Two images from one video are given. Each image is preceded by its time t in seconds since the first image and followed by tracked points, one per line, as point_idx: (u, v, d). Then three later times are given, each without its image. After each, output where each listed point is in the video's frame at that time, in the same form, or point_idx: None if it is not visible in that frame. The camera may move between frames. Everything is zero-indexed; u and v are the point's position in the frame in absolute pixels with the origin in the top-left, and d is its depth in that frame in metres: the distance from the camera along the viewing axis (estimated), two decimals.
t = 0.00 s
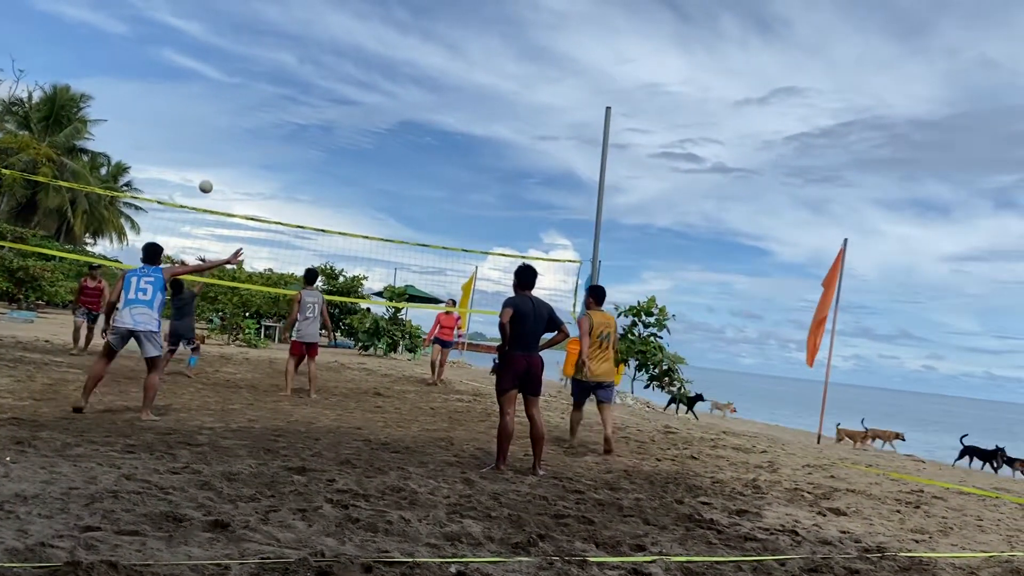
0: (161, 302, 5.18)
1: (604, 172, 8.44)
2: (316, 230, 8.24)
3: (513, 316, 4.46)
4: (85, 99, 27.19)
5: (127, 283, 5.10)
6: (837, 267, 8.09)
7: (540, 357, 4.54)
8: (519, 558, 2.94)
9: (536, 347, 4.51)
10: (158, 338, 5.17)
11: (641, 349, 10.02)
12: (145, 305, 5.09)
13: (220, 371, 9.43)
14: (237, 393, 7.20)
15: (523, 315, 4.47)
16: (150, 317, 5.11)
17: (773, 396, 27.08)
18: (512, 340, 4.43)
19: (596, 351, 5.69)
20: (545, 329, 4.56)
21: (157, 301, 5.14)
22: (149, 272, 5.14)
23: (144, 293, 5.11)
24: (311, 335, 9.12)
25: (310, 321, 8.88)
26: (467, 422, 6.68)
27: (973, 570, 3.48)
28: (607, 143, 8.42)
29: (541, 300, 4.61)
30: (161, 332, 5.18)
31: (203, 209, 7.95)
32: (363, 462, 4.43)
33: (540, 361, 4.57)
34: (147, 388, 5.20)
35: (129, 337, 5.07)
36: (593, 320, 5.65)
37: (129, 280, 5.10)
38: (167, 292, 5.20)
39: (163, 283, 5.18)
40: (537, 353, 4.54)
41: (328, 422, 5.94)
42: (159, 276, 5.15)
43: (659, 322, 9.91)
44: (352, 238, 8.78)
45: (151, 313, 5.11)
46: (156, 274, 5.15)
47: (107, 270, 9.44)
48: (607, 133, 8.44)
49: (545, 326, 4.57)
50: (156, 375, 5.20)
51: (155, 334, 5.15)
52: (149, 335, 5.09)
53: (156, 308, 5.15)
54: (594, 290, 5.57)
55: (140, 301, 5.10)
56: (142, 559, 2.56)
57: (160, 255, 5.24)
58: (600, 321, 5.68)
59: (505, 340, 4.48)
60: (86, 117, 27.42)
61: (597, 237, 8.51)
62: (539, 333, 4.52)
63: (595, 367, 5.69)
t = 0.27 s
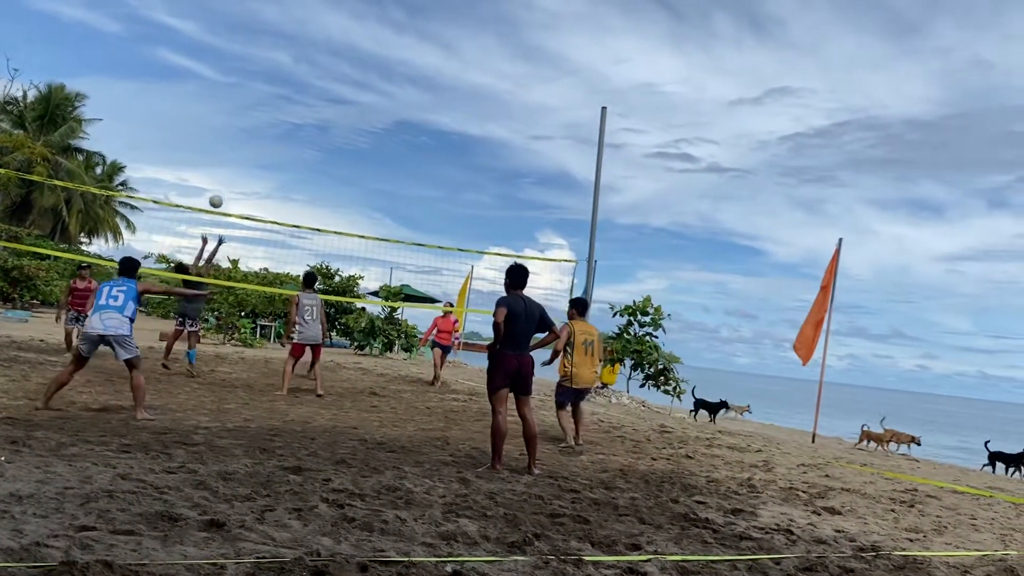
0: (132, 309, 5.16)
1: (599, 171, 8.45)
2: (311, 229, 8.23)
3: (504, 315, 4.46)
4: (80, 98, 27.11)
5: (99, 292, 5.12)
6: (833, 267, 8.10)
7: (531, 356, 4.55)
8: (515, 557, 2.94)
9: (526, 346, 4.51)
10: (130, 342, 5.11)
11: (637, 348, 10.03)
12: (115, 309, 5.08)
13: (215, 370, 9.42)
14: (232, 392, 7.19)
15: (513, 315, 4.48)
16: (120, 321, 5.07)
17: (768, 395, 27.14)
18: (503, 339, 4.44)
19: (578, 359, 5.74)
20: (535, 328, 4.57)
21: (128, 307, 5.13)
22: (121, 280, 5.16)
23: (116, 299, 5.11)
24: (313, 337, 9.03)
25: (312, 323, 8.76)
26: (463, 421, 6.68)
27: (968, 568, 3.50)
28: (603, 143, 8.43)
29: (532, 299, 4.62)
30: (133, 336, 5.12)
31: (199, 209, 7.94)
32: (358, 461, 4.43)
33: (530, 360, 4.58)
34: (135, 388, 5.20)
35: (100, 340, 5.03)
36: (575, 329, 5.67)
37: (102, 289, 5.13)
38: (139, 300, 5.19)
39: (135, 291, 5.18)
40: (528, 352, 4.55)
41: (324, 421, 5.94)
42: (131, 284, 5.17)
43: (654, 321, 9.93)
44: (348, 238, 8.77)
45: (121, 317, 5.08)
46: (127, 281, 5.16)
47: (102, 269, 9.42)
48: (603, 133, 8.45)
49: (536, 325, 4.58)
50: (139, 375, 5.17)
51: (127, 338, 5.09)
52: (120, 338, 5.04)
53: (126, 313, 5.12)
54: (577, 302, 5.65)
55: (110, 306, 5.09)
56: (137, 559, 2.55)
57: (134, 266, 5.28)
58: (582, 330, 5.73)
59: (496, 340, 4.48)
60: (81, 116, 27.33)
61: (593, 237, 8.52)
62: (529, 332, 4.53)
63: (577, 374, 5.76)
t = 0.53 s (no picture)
0: (90, 305, 5.14)
1: (596, 170, 8.45)
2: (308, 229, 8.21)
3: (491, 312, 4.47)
4: (75, 97, 27.05)
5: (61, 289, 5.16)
6: (829, 266, 8.11)
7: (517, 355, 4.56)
8: (512, 557, 2.94)
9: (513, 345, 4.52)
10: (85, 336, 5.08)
11: (633, 348, 10.04)
12: (74, 302, 5.07)
13: (211, 370, 9.40)
14: (228, 392, 7.17)
15: (499, 313, 4.49)
16: (75, 314, 5.05)
17: (764, 395, 27.18)
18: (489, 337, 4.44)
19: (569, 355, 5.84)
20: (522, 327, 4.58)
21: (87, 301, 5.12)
22: (83, 278, 5.20)
23: (74, 294, 5.12)
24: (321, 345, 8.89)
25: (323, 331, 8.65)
26: (460, 421, 6.68)
27: (964, 567, 3.50)
28: (599, 142, 8.42)
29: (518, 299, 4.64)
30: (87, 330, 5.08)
31: (196, 207, 8.01)
32: (354, 461, 4.42)
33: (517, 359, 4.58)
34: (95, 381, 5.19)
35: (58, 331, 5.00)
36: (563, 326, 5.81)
37: (64, 286, 5.17)
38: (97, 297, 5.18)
39: (95, 288, 5.19)
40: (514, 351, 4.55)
41: (320, 421, 5.94)
42: (92, 281, 5.20)
43: (651, 321, 9.93)
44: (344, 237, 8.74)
45: (77, 311, 5.06)
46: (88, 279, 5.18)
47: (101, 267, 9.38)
48: (599, 132, 8.45)
49: (522, 325, 4.59)
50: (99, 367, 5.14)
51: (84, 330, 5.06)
52: (74, 330, 5.02)
53: (83, 308, 5.10)
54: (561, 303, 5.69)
55: (67, 300, 5.08)
56: (133, 559, 2.55)
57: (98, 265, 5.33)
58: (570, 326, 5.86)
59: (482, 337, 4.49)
60: (76, 116, 27.26)
61: (589, 236, 8.52)
62: (516, 331, 4.54)
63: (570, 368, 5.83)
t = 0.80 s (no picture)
0: (59, 312, 5.16)
1: (594, 170, 8.45)
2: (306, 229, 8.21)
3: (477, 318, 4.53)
4: (73, 96, 27.01)
5: (32, 293, 5.16)
6: (826, 265, 8.12)
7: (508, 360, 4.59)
8: (510, 556, 2.95)
9: (503, 349, 4.55)
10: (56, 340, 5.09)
11: (631, 347, 10.04)
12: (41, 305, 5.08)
13: (209, 369, 9.40)
14: (226, 391, 7.17)
15: (486, 318, 4.54)
16: (44, 319, 5.04)
17: (762, 394, 27.21)
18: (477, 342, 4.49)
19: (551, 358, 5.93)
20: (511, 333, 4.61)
21: (54, 307, 5.13)
22: (55, 284, 5.23)
23: (45, 299, 5.13)
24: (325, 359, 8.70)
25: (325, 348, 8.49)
26: (458, 420, 6.68)
27: (961, 565, 3.51)
28: (597, 141, 8.42)
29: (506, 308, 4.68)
30: (54, 335, 5.07)
31: (195, 207, 7.54)
32: (352, 460, 4.42)
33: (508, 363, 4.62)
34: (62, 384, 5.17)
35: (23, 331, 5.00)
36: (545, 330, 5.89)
37: (36, 290, 5.19)
38: (68, 303, 5.20)
39: (66, 295, 5.21)
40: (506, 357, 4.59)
41: (318, 420, 5.94)
42: (63, 288, 5.22)
43: (649, 320, 9.94)
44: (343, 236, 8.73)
45: (45, 316, 5.05)
46: (60, 286, 5.21)
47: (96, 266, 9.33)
48: (597, 131, 8.45)
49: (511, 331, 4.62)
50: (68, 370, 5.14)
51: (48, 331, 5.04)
52: (40, 335, 5.00)
53: (52, 313, 5.11)
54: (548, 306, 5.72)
55: (37, 304, 5.08)
56: (131, 559, 2.55)
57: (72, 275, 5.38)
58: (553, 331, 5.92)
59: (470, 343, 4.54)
60: (74, 115, 27.22)
61: (587, 235, 8.52)
62: (505, 336, 4.57)
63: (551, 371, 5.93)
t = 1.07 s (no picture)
0: None
1: (592, 168, 8.45)
2: (304, 228, 8.20)
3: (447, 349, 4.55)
4: (71, 95, 26.96)
5: None
6: (823, 263, 8.13)
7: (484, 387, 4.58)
8: (508, 554, 2.95)
9: (478, 376, 4.55)
10: None
11: (630, 346, 10.04)
12: None
13: (208, 369, 9.40)
14: (224, 391, 7.17)
15: (455, 350, 4.57)
16: None
17: (760, 392, 27.25)
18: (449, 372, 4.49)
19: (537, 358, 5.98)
20: (483, 362, 4.62)
21: None
22: None
23: None
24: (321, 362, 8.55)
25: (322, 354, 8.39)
26: (457, 419, 6.68)
27: (959, 564, 3.52)
28: (595, 141, 8.43)
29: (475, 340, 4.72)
30: None
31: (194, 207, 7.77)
32: (351, 459, 4.42)
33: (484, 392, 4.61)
34: (19, 378, 5.17)
35: None
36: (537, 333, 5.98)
37: None
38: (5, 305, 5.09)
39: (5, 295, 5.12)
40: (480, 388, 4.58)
41: (316, 419, 5.94)
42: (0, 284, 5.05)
43: (647, 319, 9.94)
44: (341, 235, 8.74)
45: None
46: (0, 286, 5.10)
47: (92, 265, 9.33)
48: (595, 130, 8.46)
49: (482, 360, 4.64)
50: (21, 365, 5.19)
51: None
52: None
53: None
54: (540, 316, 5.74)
55: None
56: (129, 558, 2.55)
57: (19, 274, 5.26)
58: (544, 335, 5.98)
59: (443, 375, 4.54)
60: (72, 115, 27.16)
61: (585, 234, 8.51)
62: (477, 365, 4.58)
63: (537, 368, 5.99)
